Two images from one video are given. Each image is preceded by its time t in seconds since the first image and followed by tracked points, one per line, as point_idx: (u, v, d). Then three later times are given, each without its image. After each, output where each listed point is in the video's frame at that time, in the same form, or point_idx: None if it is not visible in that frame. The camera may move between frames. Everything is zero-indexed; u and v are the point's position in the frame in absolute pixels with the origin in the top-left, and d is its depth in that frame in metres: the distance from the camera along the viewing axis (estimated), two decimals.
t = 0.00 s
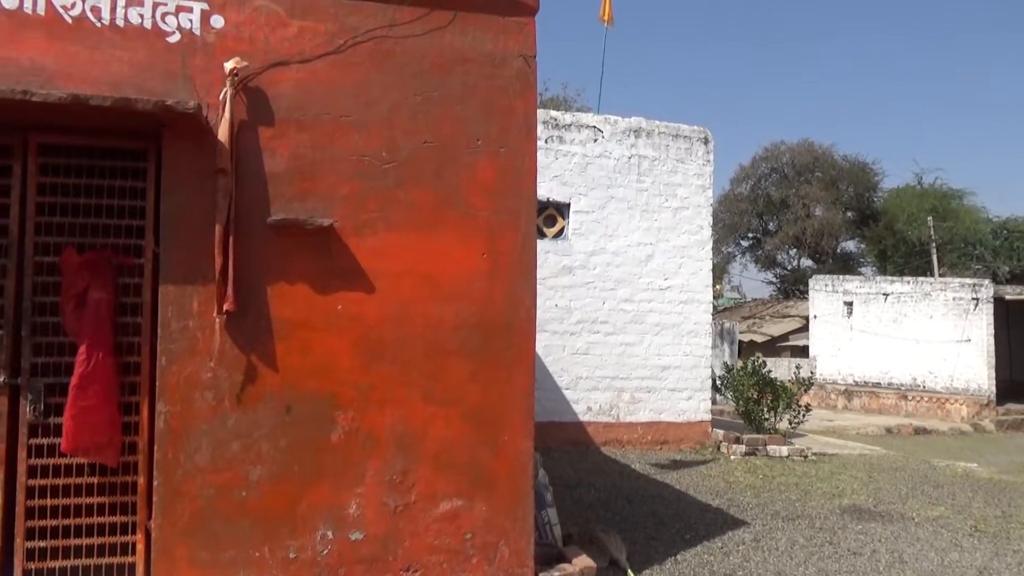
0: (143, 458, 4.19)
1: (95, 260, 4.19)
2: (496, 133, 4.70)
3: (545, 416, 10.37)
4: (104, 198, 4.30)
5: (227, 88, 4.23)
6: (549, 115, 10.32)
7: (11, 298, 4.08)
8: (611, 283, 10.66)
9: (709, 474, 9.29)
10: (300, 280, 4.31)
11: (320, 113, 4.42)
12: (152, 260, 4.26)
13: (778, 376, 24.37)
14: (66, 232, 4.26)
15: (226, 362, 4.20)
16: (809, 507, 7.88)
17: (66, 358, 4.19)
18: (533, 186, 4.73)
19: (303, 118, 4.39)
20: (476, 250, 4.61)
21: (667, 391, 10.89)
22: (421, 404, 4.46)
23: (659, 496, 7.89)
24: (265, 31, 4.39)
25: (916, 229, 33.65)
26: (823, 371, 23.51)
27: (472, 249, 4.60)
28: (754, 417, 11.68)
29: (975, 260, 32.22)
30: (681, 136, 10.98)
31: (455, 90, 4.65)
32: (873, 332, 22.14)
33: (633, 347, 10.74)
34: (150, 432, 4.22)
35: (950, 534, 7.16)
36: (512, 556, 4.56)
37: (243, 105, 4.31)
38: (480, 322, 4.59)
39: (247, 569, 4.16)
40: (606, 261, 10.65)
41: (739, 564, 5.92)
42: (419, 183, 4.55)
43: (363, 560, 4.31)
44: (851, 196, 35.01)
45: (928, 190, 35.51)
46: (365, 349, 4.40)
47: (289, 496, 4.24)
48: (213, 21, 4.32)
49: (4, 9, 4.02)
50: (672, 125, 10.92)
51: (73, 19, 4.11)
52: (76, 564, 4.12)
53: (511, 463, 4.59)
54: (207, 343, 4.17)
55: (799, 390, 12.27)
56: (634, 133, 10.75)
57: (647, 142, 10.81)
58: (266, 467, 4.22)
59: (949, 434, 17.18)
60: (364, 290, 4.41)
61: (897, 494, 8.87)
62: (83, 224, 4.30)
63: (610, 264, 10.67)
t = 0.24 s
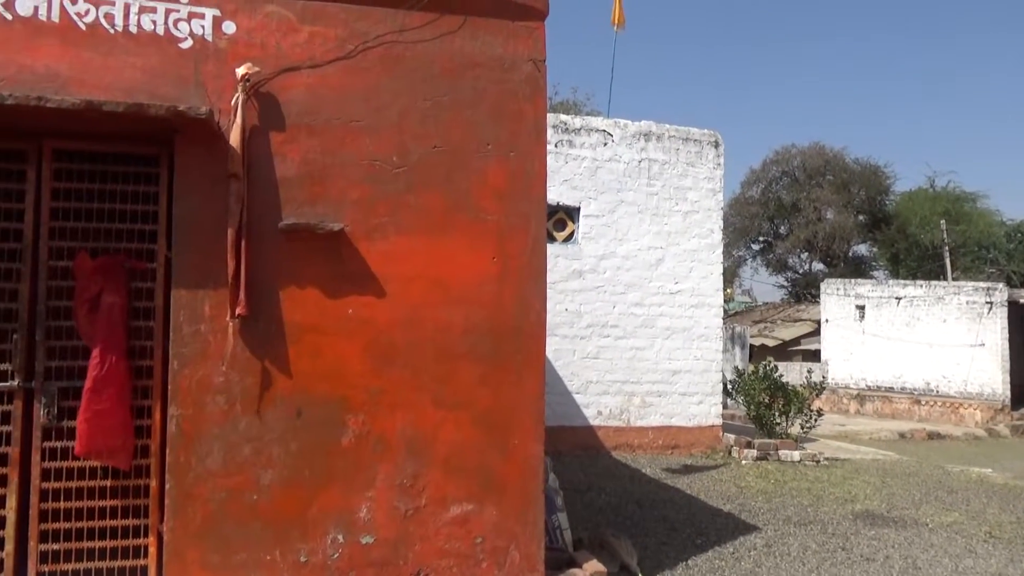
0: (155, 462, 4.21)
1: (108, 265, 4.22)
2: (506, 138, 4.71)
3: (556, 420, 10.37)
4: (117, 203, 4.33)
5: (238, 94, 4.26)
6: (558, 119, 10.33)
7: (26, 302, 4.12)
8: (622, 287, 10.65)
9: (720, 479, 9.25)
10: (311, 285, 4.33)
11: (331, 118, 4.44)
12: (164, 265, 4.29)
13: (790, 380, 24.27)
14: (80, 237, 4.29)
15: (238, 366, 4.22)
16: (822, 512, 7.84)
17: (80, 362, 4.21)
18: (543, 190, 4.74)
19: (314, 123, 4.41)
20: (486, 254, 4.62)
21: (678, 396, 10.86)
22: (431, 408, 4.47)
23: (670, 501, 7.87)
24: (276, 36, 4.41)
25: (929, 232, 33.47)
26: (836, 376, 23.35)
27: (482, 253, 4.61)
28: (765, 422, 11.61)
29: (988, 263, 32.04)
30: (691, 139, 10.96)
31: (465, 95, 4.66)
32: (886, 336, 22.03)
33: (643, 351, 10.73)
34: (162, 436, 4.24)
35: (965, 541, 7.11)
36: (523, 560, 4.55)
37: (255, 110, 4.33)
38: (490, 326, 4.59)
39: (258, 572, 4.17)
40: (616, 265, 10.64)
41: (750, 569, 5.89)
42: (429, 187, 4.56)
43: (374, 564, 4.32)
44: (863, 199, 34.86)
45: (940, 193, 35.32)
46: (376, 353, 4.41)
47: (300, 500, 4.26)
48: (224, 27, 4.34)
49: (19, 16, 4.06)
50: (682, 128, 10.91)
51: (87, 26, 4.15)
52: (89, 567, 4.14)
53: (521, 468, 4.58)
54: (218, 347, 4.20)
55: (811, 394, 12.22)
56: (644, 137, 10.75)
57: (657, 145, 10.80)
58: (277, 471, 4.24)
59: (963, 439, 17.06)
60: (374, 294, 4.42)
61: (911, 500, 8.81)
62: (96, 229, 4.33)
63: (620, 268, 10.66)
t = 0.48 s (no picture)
0: (170, 465, 4.23)
1: (124, 270, 4.25)
2: (518, 142, 4.71)
3: (568, 424, 10.37)
4: (132, 208, 4.37)
5: (252, 100, 4.28)
6: (570, 123, 10.35)
7: (43, 306, 4.16)
8: (634, 291, 10.64)
9: (734, 484, 9.21)
10: (324, 289, 4.35)
11: (343, 123, 4.46)
12: (179, 269, 4.32)
13: (804, 384, 24.16)
14: (96, 242, 4.32)
15: (252, 370, 4.24)
16: (837, 517, 7.80)
17: (96, 366, 4.24)
18: (555, 194, 4.74)
19: (326, 128, 4.43)
20: (499, 258, 4.62)
21: (691, 400, 10.82)
22: (444, 412, 4.48)
23: (684, 506, 7.84)
24: (289, 42, 4.44)
25: (945, 235, 33.24)
26: (850, 380, 23.74)
27: (495, 257, 4.62)
28: (779, 426, 11.57)
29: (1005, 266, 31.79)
30: (704, 143, 10.94)
31: (477, 99, 4.68)
32: (901, 340, 22.40)
33: (656, 355, 10.70)
34: (177, 439, 4.27)
35: (982, 547, 7.05)
36: (536, 565, 4.54)
37: (268, 115, 4.36)
38: (502, 330, 4.59)
39: None
40: (628, 269, 10.63)
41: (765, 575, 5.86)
42: (441, 191, 4.58)
43: (387, 568, 4.33)
44: (878, 202, 34.64)
45: (956, 196, 35.08)
46: (388, 357, 4.42)
47: (313, 504, 4.27)
48: (239, 34, 4.38)
49: (36, 24, 4.11)
50: (695, 132, 10.89)
51: (104, 33, 4.19)
52: (104, 570, 4.16)
53: (534, 472, 4.58)
54: (232, 351, 4.22)
55: (825, 398, 12.16)
56: (656, 140, 10.74)
57: (670, 149, 10.78)
58: (290, 474, 4.25)
59: (980, 444, 16.92)
60: (387, 298, 4.44)
61: (927, 505, 8.74)
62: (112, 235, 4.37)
63: (633, 272, 10.65)
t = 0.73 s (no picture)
0: (184, 467, 4.26)
1: (138, 273, 4.28)
2: (530, 145, 4.72)
3: (580, 427, 10.37)
4: (147, 212, 4.40)
5: (265, 104, 4.31)
6: (582, 126, 10.36)
7: (60, 309, 4.20)
8: (646, 293, 10.63)
9: (747, 487, 9.18)
10: (336, 292, 4.37)
11: (356, 126, 4.48)
12: (193, 272, 4.35)
13: (818, 387, 24.05)
14: (112, 245, 4.35)
15: (265, 372, 4.26)
16: (851, 521, 7.75)
17: (111, 368, 4.28)
18: (567, 196, 4.73)
19: (339, 132, 4.45)
20: (511, 261, 4.63)
21: (704, 403, 10.79)
22: (456, 415, 4.49)
23: (697, 509, 7.82)
24: (302, 46, 4.47)
25: (960, 237, 32.99)
26: (865, 383, 23.66)
27: (507, 260, 4.62)
28: (793, 429, 11.50)
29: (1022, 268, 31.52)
30: (716, 145, 10.91)
31: (489, 102, 4.69)
32: (916, 342, 22.33)
33: (668, 357, 10.68)
34: (191, 441, 4.29)
35: (999, 552, 6.99)
36: (548, 568, 4.54)
37: (282, 119, 4.39)
38: (515, 333, 4.60)
39: None
40: (641, 271, 10.62)
41: None
42: (453, 194, 4.59)
43: (399, 570, 4.34)
44: (891, 203, 34.25)
45: (972, 197, 34.82)
46: (400, 360, 4.44)
47: (326, 506, 4.29)
48: (253, 38, 4.41)
49: (53, 30, 4.16)
50: (707, 134, 10.87)
51: (119, 38, 4.23)
52: (119, 570, 4.19)
53: (547, 475, 4.58)
54: (246, 354, 4.25)
55: (840, 401, 12.08)
56: (668, 143, 10.73)
57: (682, 151, 10.77)
58: (303, 476, 4.27)
59: (997, 448, 16.77)
60: (399, 301, 4.45)
61: (943, 510, 8.67)
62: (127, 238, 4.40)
63: (645, 274, 10.63)
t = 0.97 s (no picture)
0: (197, 468, 4.28)
1: (152, 274, 4.31)
2: (541, 146, 4.72)
3: (591, 429, 10.37)
4: (160, 214, 4.43)
5: (278, 106, 4.34)
6: (593, 127, 10.36)
7: (74, 310, 4.24)
8: (658, 295, 10.61)
9: (759, 490, 9.15)
10: (348, 293, 4.38)
11: (367, 129, 4.50)
12: (206, 275, 4.39)
13: (831, 389, 23.95)
14: (126, 247, 4.39)
15: (278, 374, 4.28)
16: (865, 524, 7.71)
17: (125, 369, 4.31)
18: (578, 198, 4.73)
19: (350, 134, 4.47)
20: (522, 262, 4.63)
21: (716, 405, 10.75)
22: (467, 416, 4.49)
23: (708, 511, 7.79)
24: (314, 49, 4.49)
25: (975, 237, 32.74)
26: (878, 385, 23.53)
27: (518, 261, 4.63)
28: (806, 431, 11.44)
29: None
30: (728, 146, 10.89)
31: (500, 104, 4.70)
32: (930, 344, 22.24)
33: (680, 359, 10.65)
34: (204, 442, 4.32)
35: (1014, 556, 6.93)
36: (559, 570, 4.54)
37: (294, 121, 4.41)
38: (526, 334, 4.60)
39: None
40: (652, 273, 10.61)
41: None
42: (465, 196, 4.60)
43: (411, 571, 4.35)
44: (905, 204, 34.06)
45: (987, 197, 34.55)
46: (412, 361, 4.45)
47: (338, 507, 4.30)
48: (265, 41, 4.43)
49: (68, 34, 4.20)
50: (718, 135, 10.84)
51: (133, 42, 4.27)
52: (132, 570, 4.22)
53: (558, 477, 4.58)
54: (258, 355, 4.27)
55: (853, 403, 12.01)
56: (680, 144, 10.71)
57: (694, 152, 10.75)
58: (316, 477, 4.29)
59: (1013, 450, 16.63)
60: (410, 303, 4.46)
61: (958, 513, 8.61)
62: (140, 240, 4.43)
63: (656, 276, 10.62)
